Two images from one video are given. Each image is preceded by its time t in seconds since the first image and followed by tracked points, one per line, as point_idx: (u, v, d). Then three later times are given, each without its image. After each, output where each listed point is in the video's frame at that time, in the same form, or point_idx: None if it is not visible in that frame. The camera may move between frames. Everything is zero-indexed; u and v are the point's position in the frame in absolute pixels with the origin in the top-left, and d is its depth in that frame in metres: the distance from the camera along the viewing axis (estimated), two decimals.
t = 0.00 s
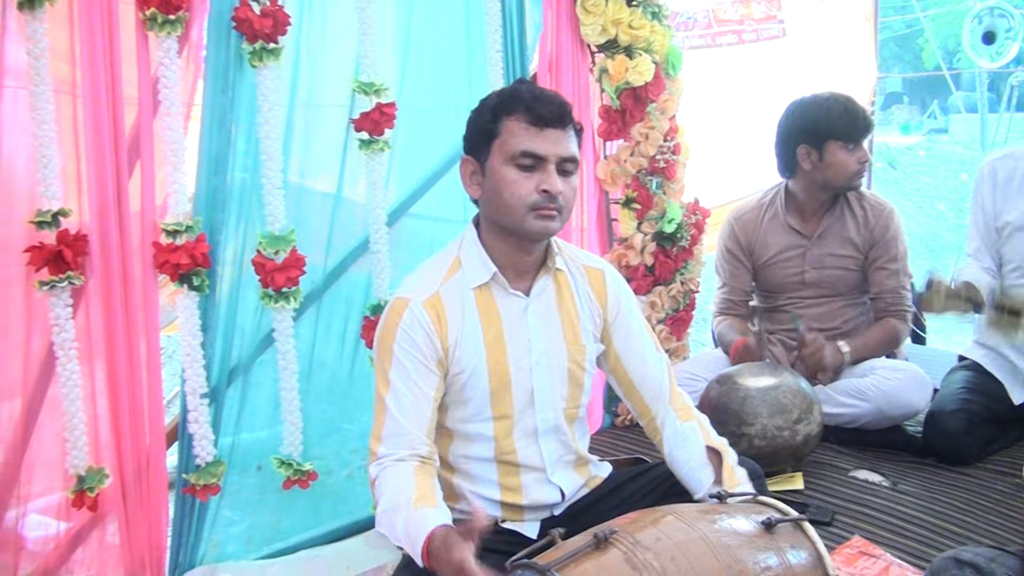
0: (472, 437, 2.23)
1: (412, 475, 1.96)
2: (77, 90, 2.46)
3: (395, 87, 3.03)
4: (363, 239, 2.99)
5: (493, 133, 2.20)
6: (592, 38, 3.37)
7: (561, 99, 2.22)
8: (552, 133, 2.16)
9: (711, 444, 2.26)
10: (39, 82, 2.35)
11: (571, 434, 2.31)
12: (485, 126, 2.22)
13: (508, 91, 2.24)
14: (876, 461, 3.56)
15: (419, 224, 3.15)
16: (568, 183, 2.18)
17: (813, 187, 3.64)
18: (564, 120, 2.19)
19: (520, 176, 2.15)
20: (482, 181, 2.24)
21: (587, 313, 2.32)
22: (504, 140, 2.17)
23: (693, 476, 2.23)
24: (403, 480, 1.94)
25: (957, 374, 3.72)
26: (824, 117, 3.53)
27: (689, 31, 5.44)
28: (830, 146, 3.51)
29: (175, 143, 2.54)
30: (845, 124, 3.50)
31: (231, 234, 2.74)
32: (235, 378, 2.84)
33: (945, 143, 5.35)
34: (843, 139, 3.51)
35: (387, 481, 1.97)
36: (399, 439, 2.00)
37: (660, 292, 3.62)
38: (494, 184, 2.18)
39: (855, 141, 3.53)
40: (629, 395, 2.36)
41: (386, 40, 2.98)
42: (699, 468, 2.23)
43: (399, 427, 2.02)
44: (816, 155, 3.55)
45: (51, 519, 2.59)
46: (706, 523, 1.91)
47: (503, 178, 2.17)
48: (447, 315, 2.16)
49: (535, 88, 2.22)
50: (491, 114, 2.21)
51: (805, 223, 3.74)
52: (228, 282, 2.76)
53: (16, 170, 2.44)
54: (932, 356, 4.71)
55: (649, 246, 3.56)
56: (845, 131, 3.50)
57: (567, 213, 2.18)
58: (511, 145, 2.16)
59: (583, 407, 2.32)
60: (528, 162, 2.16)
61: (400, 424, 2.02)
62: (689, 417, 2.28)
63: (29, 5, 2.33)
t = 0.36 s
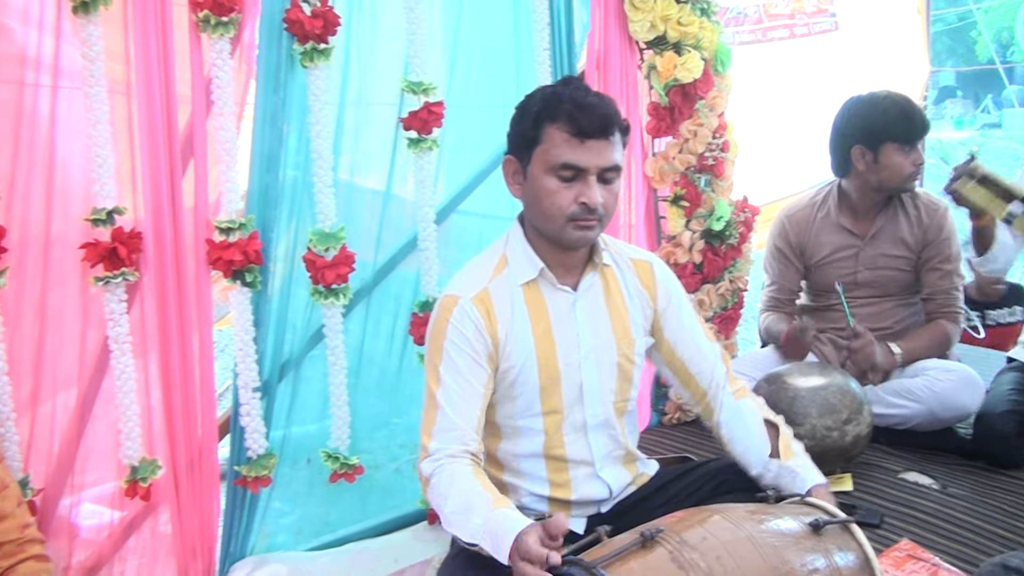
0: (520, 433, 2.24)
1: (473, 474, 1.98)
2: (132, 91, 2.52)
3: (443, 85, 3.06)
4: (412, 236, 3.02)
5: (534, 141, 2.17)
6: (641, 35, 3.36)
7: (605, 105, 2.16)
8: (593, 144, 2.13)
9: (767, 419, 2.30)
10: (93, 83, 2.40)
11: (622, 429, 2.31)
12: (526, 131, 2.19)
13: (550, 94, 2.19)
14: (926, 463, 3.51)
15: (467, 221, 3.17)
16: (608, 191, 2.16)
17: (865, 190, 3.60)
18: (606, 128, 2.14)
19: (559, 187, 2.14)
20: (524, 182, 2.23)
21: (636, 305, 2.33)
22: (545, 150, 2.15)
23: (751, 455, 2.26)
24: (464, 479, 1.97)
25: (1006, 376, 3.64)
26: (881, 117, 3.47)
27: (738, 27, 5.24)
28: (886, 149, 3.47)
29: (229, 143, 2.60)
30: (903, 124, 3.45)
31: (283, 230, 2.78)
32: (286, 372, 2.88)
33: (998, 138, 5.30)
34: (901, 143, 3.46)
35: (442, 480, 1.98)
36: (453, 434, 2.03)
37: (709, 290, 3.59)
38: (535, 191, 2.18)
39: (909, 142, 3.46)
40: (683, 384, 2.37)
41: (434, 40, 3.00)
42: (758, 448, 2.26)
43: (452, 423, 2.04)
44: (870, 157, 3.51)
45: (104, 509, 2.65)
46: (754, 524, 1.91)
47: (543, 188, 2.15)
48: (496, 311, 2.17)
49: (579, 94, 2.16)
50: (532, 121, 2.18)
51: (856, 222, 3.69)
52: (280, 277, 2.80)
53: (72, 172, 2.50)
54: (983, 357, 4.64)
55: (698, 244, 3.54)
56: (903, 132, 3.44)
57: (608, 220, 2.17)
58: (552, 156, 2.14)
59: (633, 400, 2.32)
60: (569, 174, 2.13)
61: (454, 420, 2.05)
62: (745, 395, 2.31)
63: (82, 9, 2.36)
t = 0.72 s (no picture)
0: (584, 423, 2.26)
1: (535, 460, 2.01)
2: (200, 87, 2.56)
3: (505, 81, 3.08)
4: (474, 230, 3.05)
5: (600, 139, 2.18)
6: (704, 27, 3.35)
7: (670, 101, 2.15)
8: (659, 141, 2.12)
9: (825, 439, 2.25)
10: (162, 83, 2.46)
11: (690, 423, 2.31)
12: (592, 131, 2.21)
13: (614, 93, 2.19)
14: (993, 463, 3.45)
15: (529, 216, 3.18)
16: (677, 186, 2.15)
17: (933, 182, 3.53)
18: (672, 124, 2.13)
19: (627, 185, 2.14)
20: (592, 179, 2.24)
21: (705, 300, 2.32)
22: (610, 149, 2.16)
23: (806, 469, 2.22)
24: (527, 464, 1.99)
25: None
26: (949, 109, 3.41)
27: (804, 16, 5.28)
28: (954, 141, 3.41)
29: (295, 139, 2.65)
30: (971, 117, 3.38)
31: (347, 223, 2.83)
32: (351, 365, 2.93)
33: None
34: (969, 135, 3.40)
35: (508, 466, 2.02)
36: (518, 426, 2.07)
37: (773, 285, 3.57)
38: (602, 189, 2.19)
39: (978, 136, 3.40)
40: (745, 382, 2.33)
41: (497, 35, 3.01)
42: (812, 463, 2.22)
43: (517, 414, 2.07)
44: (938, 149, 3.45)
45: (172, 496, 2.72)
46: (818, 522, 1.90)
47: (610, 186, 2.16)
48: (562, 303, 2.19)
49: (643, 91, 2.16)
50: (598, 120, 2.19)
51: (923, 216, 3.64)
52: (346, 271, 2.85)
53: (142, 174, 2.56)
54: None
55: (761, 238, 3.51)
56: (971, 125, 3.38)
57: (677, 213, 2.16)
58: (617, 155, 2.14)
59: (702, 394, 2.32)
60: (635, 172, 2.13)
61: (520, 411, 2.08)
62: (805, 409, 2.27)
63: (151, 12, 2.43)
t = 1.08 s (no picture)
0: (637, 419, 2.26)
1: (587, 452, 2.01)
2: (265, 83, 2.60)
3: (565, 75, 3.08)
4: (533, 223, 3.07)
5: (682, 138, 2.11)
6: (765, 17, 3.30)
7: (760, 113, 2.09)
8: (744, 154, 2.08)
9: (886, 436, 2.23)
10: (228, 80, 2.51)
11: (736, 422, 2.31)
12: (674, 127, 2.13)
13: (704, 92, 2.11)
14: None
15: (588, 209, 3.19)
16: (747, 197, 2.14)
17: (996, 174, 3.47)
18: (759, 138, 2.09)
19: (702, 192, 2.10)
20: (661, 173, 2.19)
21: (758, 301, 2.31)
22: (693, 152, 2.09)
23: (866, 469, 2.21)
24: (579, 456, 2.00)
25: None
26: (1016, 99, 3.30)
27: (869, 4, 4.96)
28: (1019, 135, 3.31)
29: (358, 134, 2.68)
30: None
31: (408, 216, 2.86)
32: (412, 355, 2.97)
33: None
34: None
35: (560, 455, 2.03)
36: (572, 416, 2.07)
37: (836, 279, 3.53)
38: (673, 188, 2.14)
39: None
40: (801, 384, 2.33)
41: (556, 29, 3.02)
42: (872, 462, 2.20)
43: (571, 405, 2.08)
44: (1002, 142, 3.36)
45: (236, 483, 2.77)
46: (879, 519, 1.88)
47: (684, 188, 2.12)
48: (613, 297, 2.18)
49: (735, 97, 2.09)
50: (684, 119, 2.11)
51: (987, 209, 3.56)
52: (406, 264, 2.89)
53: (207, 168, 2.61)
54: None
55: (824, 231, 3.47)
56: None
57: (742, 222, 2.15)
58: (699, 159, 2.09)
59: (749, 394, 2.32)
60: (713, 179, 2.09)
61: (574, 403, 2.08)
62: (864, 409, 2.25)
63: (217, 10, 2.47)
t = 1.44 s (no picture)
0: (695, 413, 2.26)
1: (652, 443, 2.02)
2: (326, 79, 2.65)
3: (623, 67, 3.08)
4: (590, 215, 3.07)
5: (746, 142, 2.08)
6: (826, 6, 3.27)
7: (829, 120, 2.06)
8: (810, 162, 2.05)
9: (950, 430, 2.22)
10: (290, 73, 2.55)
11: (802, 416, 2.30)
12: (739, 129, 2.09)
13: (773, 96, 2.07)
14: None
15: (645, 201, 3.18)
16: (810, 202, 2.12)
17: None
18: (826, 146, 2.05)
19: (765, 197, 2.09)
20: (723, 172, 2.17)
21: (820, 293, 2.29)
22: (757, 158, 2.07)
23: (929, 461, 2.22)
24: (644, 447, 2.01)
25: None
26: None
27: None
28: None
29: (417, 126, 2.71)
30: None
31: (466, 207, 2.88)
32: (469, 345, 3.00)
33: None
34: None
35: (623, 448, 2.04)
36: (634, 412, 2.08)
37: (895, 273, 3.49)
38: (735, 190, 2.13)
39: None
40: (863, 375, 2.32)
41: (615, 20, 3.02)
42: (936, 455, 2.21)
43: (632, 400, 2.09)
44: None
45: (296, 469, 2.83)
46: (936, 516, 1.86)
47: (746, 192, 2.10)
48: (674, 295, 2.18)
49: (803, 103, 2.05)
50: (750, 124, 2.07)
51: None
52: (464, 255, 2.91)
53: (269, 161, 2.66)
54: None
55: (884, 224, 3.43)
56: None
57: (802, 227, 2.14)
58: (764, 166, 2.06)
59: (815, 387, 2.30)
60: (776, 186, 2.07)
61: (636, 398, 2.09)
62: (929, 401, 2.25)
63: (280, 4, 2.53)
